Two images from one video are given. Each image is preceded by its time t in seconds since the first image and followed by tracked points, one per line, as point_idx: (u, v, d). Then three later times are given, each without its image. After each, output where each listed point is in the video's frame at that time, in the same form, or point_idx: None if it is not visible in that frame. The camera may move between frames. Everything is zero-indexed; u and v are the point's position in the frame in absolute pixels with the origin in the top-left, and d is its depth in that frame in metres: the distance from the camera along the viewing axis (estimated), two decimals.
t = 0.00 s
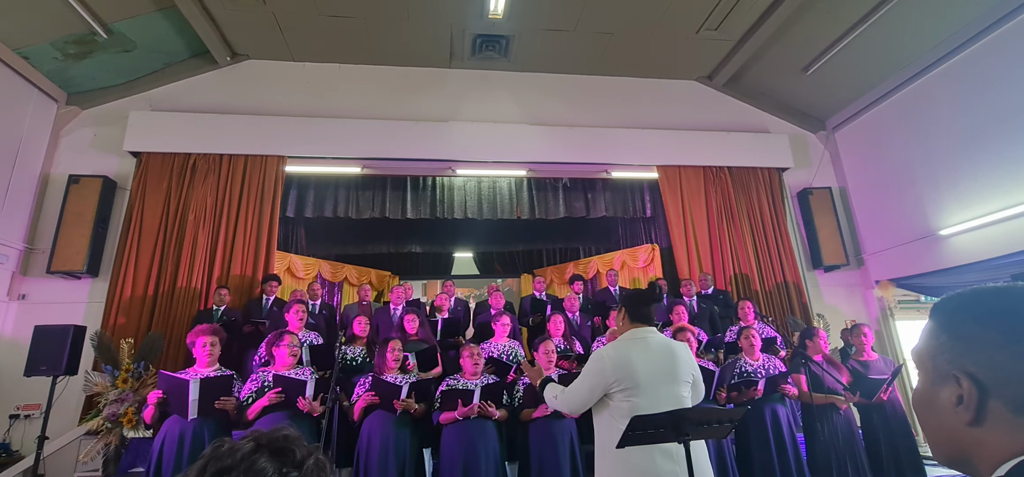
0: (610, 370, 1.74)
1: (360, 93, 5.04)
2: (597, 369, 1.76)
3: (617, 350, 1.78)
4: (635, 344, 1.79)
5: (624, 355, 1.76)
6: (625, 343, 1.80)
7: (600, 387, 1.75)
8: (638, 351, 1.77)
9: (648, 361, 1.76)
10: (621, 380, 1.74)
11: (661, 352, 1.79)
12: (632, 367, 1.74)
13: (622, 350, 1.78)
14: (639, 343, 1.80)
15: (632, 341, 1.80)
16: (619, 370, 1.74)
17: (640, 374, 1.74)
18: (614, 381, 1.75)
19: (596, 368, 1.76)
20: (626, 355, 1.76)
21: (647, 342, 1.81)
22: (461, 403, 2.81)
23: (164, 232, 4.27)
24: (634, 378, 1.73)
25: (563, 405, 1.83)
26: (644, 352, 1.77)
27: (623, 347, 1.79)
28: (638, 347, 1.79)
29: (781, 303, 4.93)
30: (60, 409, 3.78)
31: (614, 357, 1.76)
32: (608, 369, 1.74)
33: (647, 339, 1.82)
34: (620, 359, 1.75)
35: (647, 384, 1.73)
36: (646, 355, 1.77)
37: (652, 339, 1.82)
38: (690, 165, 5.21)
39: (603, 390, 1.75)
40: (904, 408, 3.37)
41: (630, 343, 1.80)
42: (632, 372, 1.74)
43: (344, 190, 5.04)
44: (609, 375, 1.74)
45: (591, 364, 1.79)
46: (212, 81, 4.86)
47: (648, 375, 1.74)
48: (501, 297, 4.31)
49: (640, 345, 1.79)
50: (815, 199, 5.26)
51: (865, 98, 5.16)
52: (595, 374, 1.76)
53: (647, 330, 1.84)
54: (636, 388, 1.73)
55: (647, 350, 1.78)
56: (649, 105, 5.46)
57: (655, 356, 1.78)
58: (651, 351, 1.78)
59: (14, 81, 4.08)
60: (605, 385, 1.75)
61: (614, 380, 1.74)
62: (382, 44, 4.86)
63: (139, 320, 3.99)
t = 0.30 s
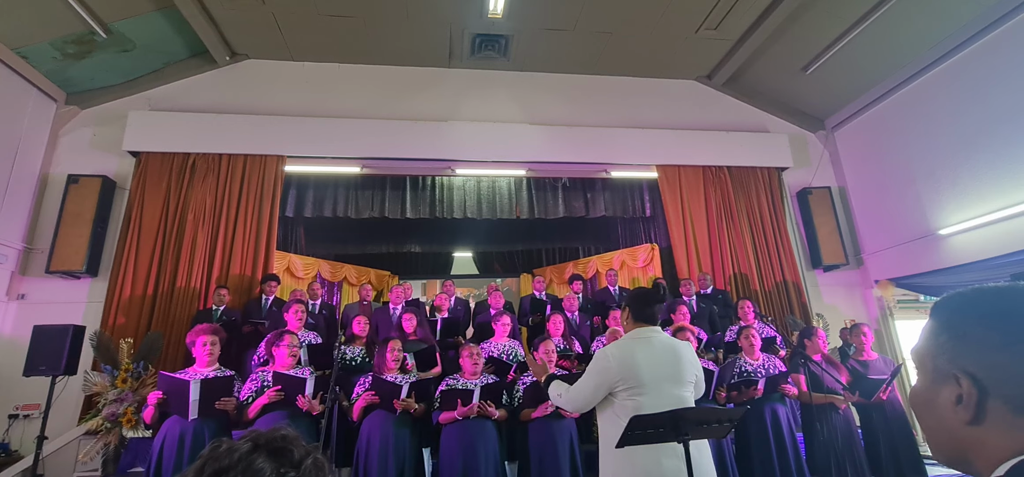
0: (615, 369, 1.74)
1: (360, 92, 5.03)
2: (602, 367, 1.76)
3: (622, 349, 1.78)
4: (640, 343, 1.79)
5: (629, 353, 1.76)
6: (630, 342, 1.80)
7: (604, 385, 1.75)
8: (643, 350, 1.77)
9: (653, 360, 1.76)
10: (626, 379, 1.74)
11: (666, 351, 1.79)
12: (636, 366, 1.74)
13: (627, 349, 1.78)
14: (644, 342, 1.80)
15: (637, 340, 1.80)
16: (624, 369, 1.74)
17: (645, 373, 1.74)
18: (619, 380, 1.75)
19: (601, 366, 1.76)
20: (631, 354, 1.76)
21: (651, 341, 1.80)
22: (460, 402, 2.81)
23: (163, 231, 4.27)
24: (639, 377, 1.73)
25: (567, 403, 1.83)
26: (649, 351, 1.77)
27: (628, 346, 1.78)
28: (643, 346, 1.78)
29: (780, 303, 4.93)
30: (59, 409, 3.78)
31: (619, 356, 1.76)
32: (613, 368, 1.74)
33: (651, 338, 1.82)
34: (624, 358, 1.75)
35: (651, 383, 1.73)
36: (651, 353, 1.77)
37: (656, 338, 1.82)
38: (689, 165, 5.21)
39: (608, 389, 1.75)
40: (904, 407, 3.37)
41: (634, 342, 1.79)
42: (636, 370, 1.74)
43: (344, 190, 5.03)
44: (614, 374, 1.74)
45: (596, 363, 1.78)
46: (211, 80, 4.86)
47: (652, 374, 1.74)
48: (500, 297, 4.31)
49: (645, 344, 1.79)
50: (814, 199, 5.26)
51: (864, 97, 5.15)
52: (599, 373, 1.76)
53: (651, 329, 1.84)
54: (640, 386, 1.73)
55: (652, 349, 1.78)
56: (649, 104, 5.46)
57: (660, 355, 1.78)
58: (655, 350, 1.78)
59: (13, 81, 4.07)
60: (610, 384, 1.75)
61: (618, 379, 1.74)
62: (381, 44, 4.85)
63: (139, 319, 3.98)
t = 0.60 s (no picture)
0: (616, 370, 1.75)
1: (359, 92, 5.03)
2: (603, 368, 1.77)
3: (623, 351, 1.78)
4: (641, 344, 1.80)
5: (630, 354, 1.77)
6: (631, 343, 1.80)
7: (607, 387, 1.75)
8: (644, 351, 1.78)
9: (654, 361, 1.76)
10: (628, 380, 1.74)
11: (667, 352, 1.79)
12: (638, 367, 1.75)
13: (628, 350, 1.78)
14: (646, 343, 1.80)
15: (638, 341, 1.81)
16: (625, 370, 1.75)
17: (646, 373, 1.74)
18: (620, 381, 1.75)
19: (602, 367, 1.77)
20: (632, 355, 1.77)
21: (653, 342, 1.81)
22: (459, 403, 2.81)
23: (163, 231, 4.27)
24: (640, 378, 1.74)
25: (573, 409, 1.82)
26: (650, 352, 1.78)
27: (629, 347, 1.79)
28: (644, 347, 1.79)
29: (780, 304, 4.94)
30: (58, 409, 3.77)
31: (620, 357, 1.77)
32: (615, 369, 1.75)
33: (653, 339, 1.82)
34: (626, 359, 1.76)
35: (653, 384, 1.73)
36: (652, 354, 1.77)
37: (658, 339, 1.82)
38: (689, 165, 5.22)
39: (610, 390, 1.75)
40: (903, 408, 3.37)
41: (635, 343, 1.80)
42: (638, 371, 1.74)
43: (343, 189, 5.03)
44: (615, 375, 1.75)
45: (598, 365, 1.79)
46: (211, 80, 4.86)
47: (654, 375, 1.74)
48: (500, 297, 4.30)
49: (646, 345, 1.80)
50: (814, 200, 5.27)
51: (864, 98, 5.15)
52: (601, 374, 1.76)
53: (653, 331, 1.84)
54: (642, 387, 1.73)
55: (654, 350, 1.79)
56: (649, 105, 5.46)
57: (661, 355, 1.78)
58: (657, 350, 1.78)
59: (13, 80, 4.07)
60: (612, 385, 1.75)
61: (620, 380, 1.75)
62: (381, 44, 4.85)
63: (138, 319, 3.98)
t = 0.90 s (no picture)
0: (615, 371, 1.75)
1: (359, 93, 5.03)
2: (602, 370, 1.77)
3: (621, 352, 1.78)
4: (640, 345, 1.79)
5: (629, 356, 1.77)
6: (629, 344, 1.80)
7: (606, 389, 1.75)
8: (642, 352, 1.77)
9: (653, 361, 1.76)
10: (627, 381, 1.74)
11: (666, 352, 1.79)
12: (637, 368, 1.74)
13: (627, 352, 1.78)
14: (644, 343, 1.80)
15: (637, 342, 1.80)
16: (624, 371, 1.74)
17: (645, 375, 1.74)
18: (620, 383, 1.75)
19: (601, 369, 1.77)
20: (631, 356, 1.76)
21: (652, 342, 1.80)
22: (459, 403, 2.78)
23: (162, 231, 4.27)
24: (639, 379, 1.73)
25: (573, 410, 1.82)
26: (649, 352, 1.77)
27: (628, 348, 1.79)
28: (642, 348, 1.79)
29: (779, 305, 4.94)
30: (56, 409, 3.76)
31: (619, 358, 1.77)
32: (613, 371, 1.75)
33: (652, 340, 1.82)
34: (625, 360, 1.76)
35: (653, 385, 1.73)
36: (651, 355, 1.77)
37: (656, 340, 1.82)
38: (688, 166, 5.22)
39: (609, 392, 1.75)
40: (901, 409, 3.37)
41: (634, 344, 1.80)
42: (637, 372, 1.74)
43: (342, 190, 5.03)
44: (615, 376, 1.75)
45: (597, 367, 1.79)
46: (210, 80, 4.86)
47: (653, 375, 1.74)
48: (498, 298, 4.30)
49: (645, 345, 1.79)
50: (813, 201, 5.27)
51: (863, 100, 5.16)
52: (600, 376, 1.76)
53: (651, 332, 1.84)
54: (641, 388, 1.73)
55: (652, 350, 1.78)
56: (648, 106, 5.46)
57: (660, 356, 1.78)
58: (655, 351, 1.78)
59: (12, 79, 4.06)
60: (611, 387, 1.75)
61: (620, 381, 1.75)
62: (380, 44, 4.85)
63: (136, 319, 3.97)
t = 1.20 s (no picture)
0: (612, 377, 1.75)
1: (357, 94, 5.03)
2: (599, 376, 1.76)
3: (618, 357, 1.78)
4: (636, 349, 1.79)
5: (625, 360, 1.76)
6: (625, 349, 1.80)
7: (604, 395, 1.75)
8: (639, 356, 1.77)
9: (650, 365, 1.76)
10: (624, 386, 1.74)
11: (661, 354, 1.79)
12: (634, 372, 1.74)
13: (623, 356, 1.78)
14: (640, 347, 1.80)
15: (633, 346, 1.80)
16: (621, 376, 1.74)
17: (642, 379, 1.74)
18: (617, 388, 1.75)
19: (598, 375, 1.77)
20: (628, 361, 1.76)
21: (648, 346, 1.80)
22: (457, 405, 2.80)
23: (159, 232, 4.26)
24: (636, 383, 1.73)
25: (572, 417, 1.82)
26: (645, 356, 1.77)
27: (624, 352, 1.79)
28: (638, 352, 1.79)
29: (777, 308, 4.94)
30: (52, 411, 3.75)
31: (615, 363, 1.77)
32: (610, 376, 1.75)
33: (648, 343, 1.82)
34: (621, 365, 1.75)
35: (650, 389, 1.73)
36: (648, 359, 1.77)
37: (652, 343, 1.82)
38: (687, 168, 5.22)
39: (607, 398, 1.75)
40: (898, 411, 3.38)
41: (630, 348, 1.80)
42: (634, 377, 1.74)
43: (341, 191, 5.02)
44: (612, 382, 1.75)
45: (594, 373, 1.79)
46: (208, 81, 4.86)
47: (650, 379, 1.74)
48: (497, 299, 4.30)
49: (641, 349, 1.79)
50: (811, 203, 5.28)
51: (861, 103, 5.18)
52: (597, 382, 1.76)
53: (646, 335, 1.84)
54: (639, 393, 1.73)
55: (648, 354, 1.78)
56: (646, 108, 5.47)
57: (656, 359, 1.77)
58: (651, 354, 1.78)
59: (10, 80, 4.05)
60: (609, 392, 1.75)
61: (617, 386, 1.75)
62: (379, 46, 4.85)
63: (133, 321, 3.96)
